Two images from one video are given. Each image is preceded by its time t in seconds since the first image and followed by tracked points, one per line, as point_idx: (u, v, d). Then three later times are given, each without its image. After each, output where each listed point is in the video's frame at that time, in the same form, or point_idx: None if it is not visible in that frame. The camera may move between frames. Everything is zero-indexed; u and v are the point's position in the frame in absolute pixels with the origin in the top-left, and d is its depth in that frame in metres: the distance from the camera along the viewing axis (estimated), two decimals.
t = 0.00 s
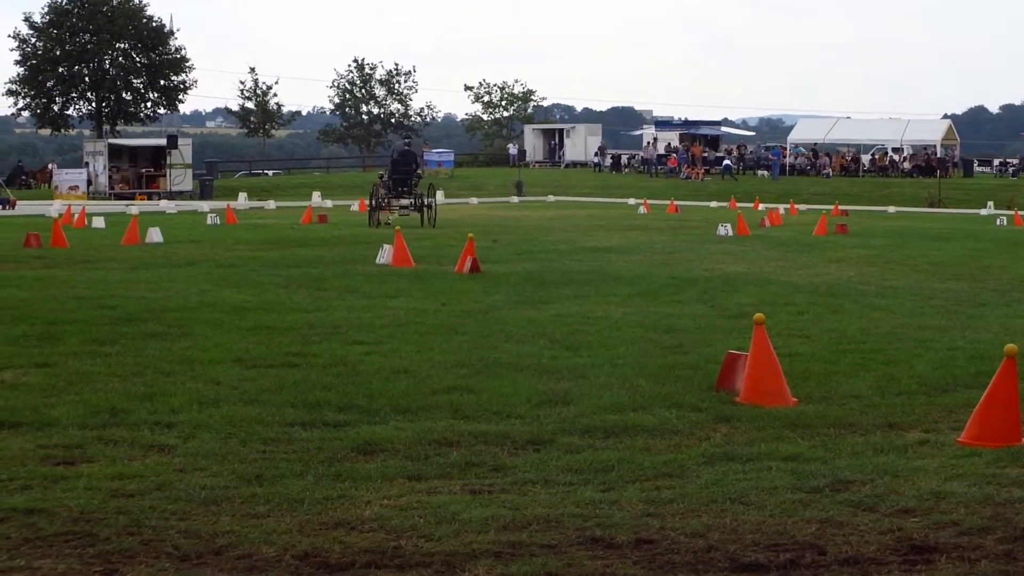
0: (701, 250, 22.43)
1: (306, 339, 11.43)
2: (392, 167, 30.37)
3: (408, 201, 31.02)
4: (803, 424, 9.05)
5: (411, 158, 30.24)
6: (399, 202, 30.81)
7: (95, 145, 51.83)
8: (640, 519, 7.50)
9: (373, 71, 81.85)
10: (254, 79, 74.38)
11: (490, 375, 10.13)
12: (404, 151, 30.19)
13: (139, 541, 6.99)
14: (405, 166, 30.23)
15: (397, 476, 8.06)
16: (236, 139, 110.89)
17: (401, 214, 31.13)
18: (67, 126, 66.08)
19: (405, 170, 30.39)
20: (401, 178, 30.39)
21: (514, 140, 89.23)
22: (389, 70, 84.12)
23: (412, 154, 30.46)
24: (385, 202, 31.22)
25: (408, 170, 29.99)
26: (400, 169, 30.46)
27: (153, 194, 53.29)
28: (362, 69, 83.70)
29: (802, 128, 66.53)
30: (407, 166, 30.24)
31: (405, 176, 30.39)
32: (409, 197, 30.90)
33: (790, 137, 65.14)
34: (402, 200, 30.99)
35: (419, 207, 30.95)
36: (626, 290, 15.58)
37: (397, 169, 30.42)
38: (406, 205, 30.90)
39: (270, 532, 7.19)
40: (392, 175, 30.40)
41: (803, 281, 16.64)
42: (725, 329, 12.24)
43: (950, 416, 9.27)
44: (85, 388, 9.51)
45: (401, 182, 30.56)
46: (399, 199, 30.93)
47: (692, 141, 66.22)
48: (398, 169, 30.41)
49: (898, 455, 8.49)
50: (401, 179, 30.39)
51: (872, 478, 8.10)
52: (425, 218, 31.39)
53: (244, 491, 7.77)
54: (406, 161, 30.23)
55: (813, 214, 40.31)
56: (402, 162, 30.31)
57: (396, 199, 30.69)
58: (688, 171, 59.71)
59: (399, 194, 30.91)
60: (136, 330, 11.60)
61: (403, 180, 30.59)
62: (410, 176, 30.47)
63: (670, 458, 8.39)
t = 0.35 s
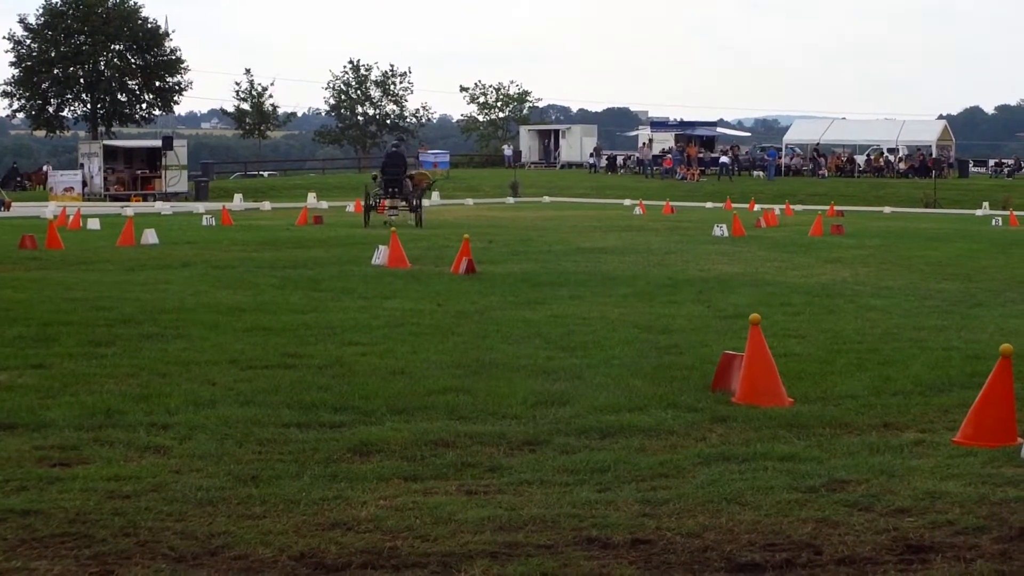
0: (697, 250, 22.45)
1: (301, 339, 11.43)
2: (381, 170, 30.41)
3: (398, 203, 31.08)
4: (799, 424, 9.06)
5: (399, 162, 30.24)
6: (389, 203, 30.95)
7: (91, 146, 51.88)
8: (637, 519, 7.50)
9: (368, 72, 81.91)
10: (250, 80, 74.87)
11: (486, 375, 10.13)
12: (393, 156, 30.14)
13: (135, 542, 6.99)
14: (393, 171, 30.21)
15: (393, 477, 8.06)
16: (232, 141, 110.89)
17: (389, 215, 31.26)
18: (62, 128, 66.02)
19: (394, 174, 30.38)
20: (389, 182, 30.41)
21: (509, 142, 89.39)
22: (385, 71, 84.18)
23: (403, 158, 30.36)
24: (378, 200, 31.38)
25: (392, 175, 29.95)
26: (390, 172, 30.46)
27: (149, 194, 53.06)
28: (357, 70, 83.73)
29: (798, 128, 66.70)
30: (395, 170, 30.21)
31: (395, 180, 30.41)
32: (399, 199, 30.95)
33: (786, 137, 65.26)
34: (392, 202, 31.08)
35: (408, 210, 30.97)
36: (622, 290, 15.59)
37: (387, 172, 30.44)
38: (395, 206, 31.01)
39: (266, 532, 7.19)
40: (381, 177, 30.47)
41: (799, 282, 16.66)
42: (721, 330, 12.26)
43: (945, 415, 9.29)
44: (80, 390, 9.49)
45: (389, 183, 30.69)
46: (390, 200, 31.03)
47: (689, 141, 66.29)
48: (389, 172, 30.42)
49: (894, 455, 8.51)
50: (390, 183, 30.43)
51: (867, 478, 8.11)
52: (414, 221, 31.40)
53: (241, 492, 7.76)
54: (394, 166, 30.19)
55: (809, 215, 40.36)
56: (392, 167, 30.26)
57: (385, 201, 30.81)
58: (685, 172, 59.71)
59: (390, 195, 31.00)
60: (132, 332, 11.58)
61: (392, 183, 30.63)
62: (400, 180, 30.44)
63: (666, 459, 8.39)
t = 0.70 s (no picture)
0: (674, 247, 22.51)
1: (279, 337, 11.41)
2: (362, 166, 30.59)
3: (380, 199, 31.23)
4: (777, 420, 9.06)
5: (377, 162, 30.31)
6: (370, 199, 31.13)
7: (67, 144, 51.69)
8: (615, 515, 7.50)
9: (346, 68, 81.96)
10: (227, 77, 74.25)
11: (463, 372, 10.12)
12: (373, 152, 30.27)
13: (113, 539, 6.96)
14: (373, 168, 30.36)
15: (371, 474, 8.04)
16: (211, 138, 110.83)
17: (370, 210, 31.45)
18: (40, 125, 66.13)
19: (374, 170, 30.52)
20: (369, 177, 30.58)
21: (488, 138, 89.53)
22: (363, 67, 84.18)
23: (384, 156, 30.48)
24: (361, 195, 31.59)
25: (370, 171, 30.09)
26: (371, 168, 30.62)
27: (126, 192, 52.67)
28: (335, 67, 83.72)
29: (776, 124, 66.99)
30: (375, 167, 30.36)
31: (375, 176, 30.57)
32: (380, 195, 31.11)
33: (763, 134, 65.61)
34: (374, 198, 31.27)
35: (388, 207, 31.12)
36: (600, 286, 15.60)
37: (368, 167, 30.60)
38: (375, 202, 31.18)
39: (244, 530, 7.17)
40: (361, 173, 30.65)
41: (776, 278, 16.70)
42: (700, 326, 12.27)
43: (923, 411, 9.31)
44: (58, 387, 9.46)
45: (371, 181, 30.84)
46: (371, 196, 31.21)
47: (668, 138, 66.44)
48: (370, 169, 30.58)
49: (872, 451, 8.51)
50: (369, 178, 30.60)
51: (845, 473, 8.11)
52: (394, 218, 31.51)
53: (219, 489, 7.74)
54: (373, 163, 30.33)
55: (785, 211, 40.52)
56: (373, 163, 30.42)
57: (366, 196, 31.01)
58: (661, 168, 59.87)
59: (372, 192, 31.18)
60: (109, 330, 11.54)
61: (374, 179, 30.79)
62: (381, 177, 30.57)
63: (644, 455, 8.39)
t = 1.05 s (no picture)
0: (640, 246, 22.56)
1: (248, 335, 11.39)
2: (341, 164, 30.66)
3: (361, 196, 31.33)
4: (743, 419, 9.07)
5: (351, 161, 30.42)
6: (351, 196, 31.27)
7: (33, 141, 51.49)
8: (581, 513, 7.48)
9: (314, 67, 81.89)
10: (194, 75, 74.38)
11: (431, 371, 10.11)
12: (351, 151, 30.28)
13: (78, 537, 6.93)
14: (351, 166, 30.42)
15: (337, 472, 8.02)
16: (181, 136, 110.71)
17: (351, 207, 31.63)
18: (7, 123, 65.74)
19: (353, 168, 30.58)
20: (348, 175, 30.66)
21: (456, 136, 89.70)
22: (331, 66, 84.17)
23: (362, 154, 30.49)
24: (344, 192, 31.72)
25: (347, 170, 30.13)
26: (349, 167, 30.68)
27: (93, 189, 52.66)
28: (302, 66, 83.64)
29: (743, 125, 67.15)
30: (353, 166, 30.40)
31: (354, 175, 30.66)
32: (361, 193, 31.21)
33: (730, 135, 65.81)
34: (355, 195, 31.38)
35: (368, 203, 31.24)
36: (569, 285, 15.61)
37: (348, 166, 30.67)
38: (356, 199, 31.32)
39: (210, 528, 7.13)
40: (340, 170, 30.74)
41: (744, 277, 16.75)
42: (669, 326, 12.29)
43: (890, 410, 9.33)
44: (24, 385, 9.41)
45: (350, 180, 30.98)
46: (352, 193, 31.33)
47: (635, 138, 66.61)
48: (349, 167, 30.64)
49: (838, 450, 8.53)
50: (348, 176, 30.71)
51: (811, 473, 8.12)
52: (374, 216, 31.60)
53: (185, 487, 7.71)
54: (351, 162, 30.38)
55: (750, 211, 40.72)
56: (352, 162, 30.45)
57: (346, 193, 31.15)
58: (627, 168, 60.01)
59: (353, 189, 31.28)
60: (76, 327, 11.49)
61: (353, 178, 30.87)
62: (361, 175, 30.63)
63: (611, 454, 8.39)
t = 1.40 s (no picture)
0: (582, 243, 22.63)
1: (192, 335, 11.34)
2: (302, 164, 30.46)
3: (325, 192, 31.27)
4: (684, 416, 9.09)
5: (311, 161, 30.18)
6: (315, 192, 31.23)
7: None
8: (521, 511, 7.46)
9: (255, 65, 81.55)
10: (135, 74, 73.94)
11: (374, 369, 10.10)
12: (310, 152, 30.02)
13: (17, 538, 6.87)
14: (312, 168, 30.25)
15: (278, 471, 7.99)
16: (130, 136, 110.22)
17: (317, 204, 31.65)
18: None
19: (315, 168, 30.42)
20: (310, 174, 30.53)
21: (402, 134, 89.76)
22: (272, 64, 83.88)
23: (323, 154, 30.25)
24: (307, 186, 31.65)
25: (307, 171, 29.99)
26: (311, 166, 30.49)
27: (34, 189, 52.47)
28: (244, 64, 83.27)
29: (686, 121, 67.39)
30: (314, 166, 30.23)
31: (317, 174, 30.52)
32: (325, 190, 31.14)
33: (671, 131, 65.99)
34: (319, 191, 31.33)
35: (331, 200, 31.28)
36: (514, 283, 15.63)
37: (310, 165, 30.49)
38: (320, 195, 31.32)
39: (150, 528, 7.08)
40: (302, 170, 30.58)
41: (686, 273, 16.83)
42: (613, 324, 12.31)
43: (829, 406, 9.38)
44: None
45: (313, 177, 30.88)
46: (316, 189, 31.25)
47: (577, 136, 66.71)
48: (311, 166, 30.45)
49: (778, 446, 8.54)
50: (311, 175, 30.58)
51: (752, 469, 8.12)
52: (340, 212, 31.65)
53: (125, 487, 7.67)
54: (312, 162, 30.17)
55: (691, 207, 40.97)
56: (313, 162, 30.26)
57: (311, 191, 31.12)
58: (570, 166, 60.12)
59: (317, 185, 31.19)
60: (16, 328, 11.41)
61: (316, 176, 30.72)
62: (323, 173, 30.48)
63: (551, 451, 8.38)
